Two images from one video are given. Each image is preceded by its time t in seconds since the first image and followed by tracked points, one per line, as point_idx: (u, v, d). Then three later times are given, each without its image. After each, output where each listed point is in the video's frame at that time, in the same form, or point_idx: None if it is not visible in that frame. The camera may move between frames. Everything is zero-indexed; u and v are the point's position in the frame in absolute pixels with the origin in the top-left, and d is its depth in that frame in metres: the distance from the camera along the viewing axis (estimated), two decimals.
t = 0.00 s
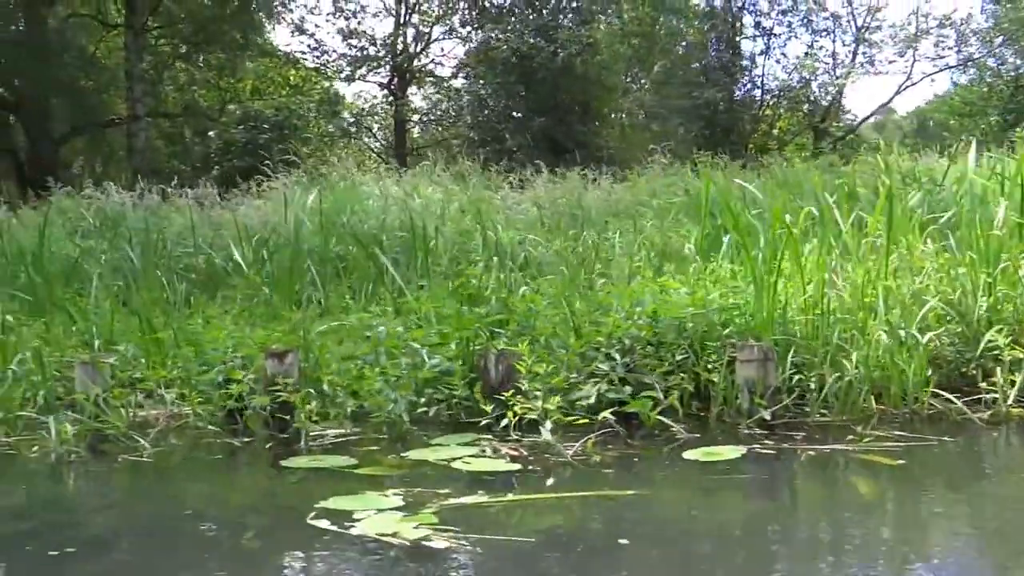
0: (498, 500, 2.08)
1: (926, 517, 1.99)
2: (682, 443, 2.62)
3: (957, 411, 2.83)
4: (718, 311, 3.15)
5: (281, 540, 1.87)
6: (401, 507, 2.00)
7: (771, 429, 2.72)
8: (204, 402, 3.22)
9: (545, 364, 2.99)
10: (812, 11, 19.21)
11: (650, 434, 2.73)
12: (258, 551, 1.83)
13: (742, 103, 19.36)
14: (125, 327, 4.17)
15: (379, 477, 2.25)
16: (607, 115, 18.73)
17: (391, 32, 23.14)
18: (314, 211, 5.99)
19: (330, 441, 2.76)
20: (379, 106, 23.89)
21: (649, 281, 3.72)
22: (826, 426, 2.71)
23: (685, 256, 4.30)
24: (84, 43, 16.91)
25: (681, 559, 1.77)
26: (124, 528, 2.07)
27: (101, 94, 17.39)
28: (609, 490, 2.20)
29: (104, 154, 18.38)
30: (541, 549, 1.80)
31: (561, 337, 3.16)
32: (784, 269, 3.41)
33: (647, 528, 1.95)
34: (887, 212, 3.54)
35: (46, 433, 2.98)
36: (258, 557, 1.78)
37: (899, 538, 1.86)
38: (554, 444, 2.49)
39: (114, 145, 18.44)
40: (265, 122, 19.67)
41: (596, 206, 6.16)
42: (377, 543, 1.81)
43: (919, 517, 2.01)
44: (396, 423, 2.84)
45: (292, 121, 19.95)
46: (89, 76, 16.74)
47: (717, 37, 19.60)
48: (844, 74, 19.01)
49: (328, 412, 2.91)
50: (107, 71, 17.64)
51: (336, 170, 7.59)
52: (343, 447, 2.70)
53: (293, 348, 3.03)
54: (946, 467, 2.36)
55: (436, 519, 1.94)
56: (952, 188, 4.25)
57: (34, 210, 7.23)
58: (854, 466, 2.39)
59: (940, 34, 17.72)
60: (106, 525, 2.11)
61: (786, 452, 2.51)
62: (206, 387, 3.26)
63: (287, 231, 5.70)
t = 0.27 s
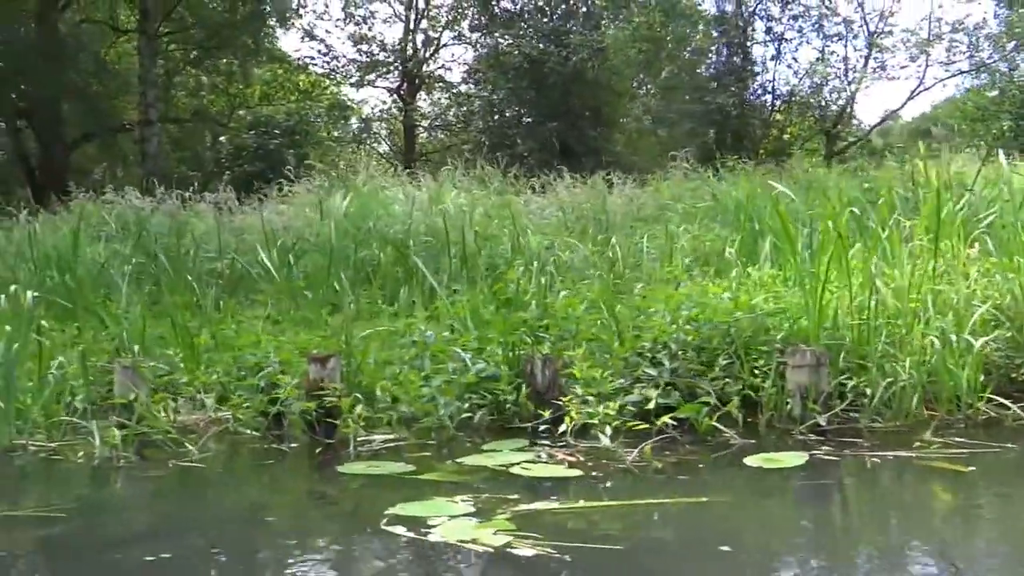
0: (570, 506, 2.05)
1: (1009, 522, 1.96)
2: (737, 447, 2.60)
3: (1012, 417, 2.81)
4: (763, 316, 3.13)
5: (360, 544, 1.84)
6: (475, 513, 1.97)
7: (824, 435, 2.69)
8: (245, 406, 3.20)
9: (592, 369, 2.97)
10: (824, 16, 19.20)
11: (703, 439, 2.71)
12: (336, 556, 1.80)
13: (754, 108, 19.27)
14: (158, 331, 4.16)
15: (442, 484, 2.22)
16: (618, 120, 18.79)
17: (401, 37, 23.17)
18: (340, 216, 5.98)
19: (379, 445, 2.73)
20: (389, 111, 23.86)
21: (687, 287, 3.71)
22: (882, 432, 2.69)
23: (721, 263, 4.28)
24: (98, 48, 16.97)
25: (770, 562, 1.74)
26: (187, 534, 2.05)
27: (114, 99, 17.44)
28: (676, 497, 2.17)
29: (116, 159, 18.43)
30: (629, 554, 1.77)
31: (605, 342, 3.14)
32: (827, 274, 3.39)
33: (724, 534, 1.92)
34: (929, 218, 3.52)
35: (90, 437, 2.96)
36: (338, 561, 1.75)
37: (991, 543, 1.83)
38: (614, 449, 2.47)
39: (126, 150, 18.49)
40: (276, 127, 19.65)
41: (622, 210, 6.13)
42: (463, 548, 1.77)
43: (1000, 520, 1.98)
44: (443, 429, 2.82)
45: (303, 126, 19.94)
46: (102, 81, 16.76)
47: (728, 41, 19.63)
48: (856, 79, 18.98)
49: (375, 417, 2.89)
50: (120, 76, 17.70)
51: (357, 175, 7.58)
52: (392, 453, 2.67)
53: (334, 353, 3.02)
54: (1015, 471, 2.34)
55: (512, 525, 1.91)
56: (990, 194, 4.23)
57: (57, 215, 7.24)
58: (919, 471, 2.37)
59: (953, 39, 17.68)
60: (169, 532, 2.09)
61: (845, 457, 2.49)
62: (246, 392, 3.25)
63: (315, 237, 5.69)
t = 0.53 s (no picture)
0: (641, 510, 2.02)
1: None
2: (791, 450, 2.57)
3: None
4: (808, 319, 3.11)
5: (437, 548, 1.82)
6: (548, 517, 1.95)
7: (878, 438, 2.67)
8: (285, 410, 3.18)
9: (640, 373, 2.95)
10: (834, 20, 19.18)
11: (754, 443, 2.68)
12: (412, 560, 1.78)
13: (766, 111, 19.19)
14: (190, 334, 4.15)
15: (504, 488, 2.20)
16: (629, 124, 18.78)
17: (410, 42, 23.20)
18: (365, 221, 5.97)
19: (427, 449, 2.70)
20: (398, 116, 23.84)
21: (726, 290, 3.69)
22: (939, 436, 2.67)
23: (756, 265, 4.25)
24: (111, 52, 17.03)
25: (855, 565, 1.71)
26: (250, 538, 2.04)
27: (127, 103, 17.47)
28: (742, 501, 2.14)
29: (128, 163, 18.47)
30: (717, 557, 1.75)
31: (649, 346, 3.12)
32: (870, 276, 3.37)
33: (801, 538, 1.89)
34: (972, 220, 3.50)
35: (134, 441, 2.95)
36: (414, 566, 1.72)
37: None
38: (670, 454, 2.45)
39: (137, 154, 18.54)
40: (287, 131, 19.73)
41: (646, 213, 6.10)
42: (546, 552, 1.75)
43: None
44: (491, 432, 2.80)
45: (314, 131, 19.99)
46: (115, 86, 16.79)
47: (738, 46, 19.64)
48: (867, 83, 18.95)
49: (421, 420, 2.87)
50: (133, 81, 17.75)
51: (377, 178, 7.57)
52: (442, 457, 2.65)
53: (375, 357, 3.00)
54: None
55: (588, 529, 1.88)
56: None
57: (78, 219, 7.24)
58: (986, 474, 2.33)
59: (965, 42, 17.65)
60: (230, 538, 2.07)
61: (906, 460, 2.47)
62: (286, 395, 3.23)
63: (341, 241, 5.68)
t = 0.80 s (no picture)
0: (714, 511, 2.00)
1: None
2: (847, 449, 2.54)
3: None
4: (852, 319, 3.08)
5: (515, 548, 1.80)
6: (624, 519, 1.92)
7: (934, 438, 2.64)
8: (325, 410, 3.16)
9: (687, 373, 2.93)
10: (845, 21, 19.11)
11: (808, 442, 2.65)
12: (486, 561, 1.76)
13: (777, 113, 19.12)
14: (223, 334, 4.13)
15: (566, 488, 2.17)
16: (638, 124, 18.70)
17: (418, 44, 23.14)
18: (389, 222, 5.94)
19: (474, 449, 2.69)
20: (407, 117, 23.81)
21: (766, 291, 3.66)
22: (997, 436, 2.64)
23: (792, 264, 4.21)
24: (122, 55, 17.06)
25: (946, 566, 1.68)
26: (315, 539, 2.03)
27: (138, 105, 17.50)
28: (811, 501, 2.11)
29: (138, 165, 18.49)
30: (806, 558, 1.72)
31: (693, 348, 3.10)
32: (913, 277, 3.33)
33: (886, 537, 1.86)
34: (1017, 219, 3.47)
35: (178, 441, 2.94)
36: (489, 567, 1.71)
37: None
38: (729, 453, 2.43)
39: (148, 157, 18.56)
40: (296, 133, 19.71)
41: (670, 213, 6.07)
42: (628, 553, 1.73)
43: None
44: (536, 433, 2.78)
45: (323, 133, 19.95)
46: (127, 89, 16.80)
47: (748, 46, 19.60)
48: (878, 83, 18.89)
49: (465, 421, 2.85)
50: (144, 82, 17.77)
51: (396, 178, 7.53)
52: (493, 458, 2.62)
53: (417, 356, 2.98)
54: None
55: (668, 530, 1.85)
56: None
57: (98, 220, 7.24)
58: None
59: (977, 42, 17.60)
60: (291, 539, 2.05)
61: (966, 461, 2.43)
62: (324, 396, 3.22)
63: (366, 242, 5.65)
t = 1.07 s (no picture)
0: (778, 509, 1.97)
1: None
2: (895, 447, 2.52)
3: None
4: (892, 316, 3.05)
5: (582, 547, 1.78)
6: (688, 517, 1.90)
7: (981, 435, 2.63)
8: (359, 408, 3.15)
9: (727, 372, 2.91)
10: (854, 19, 19.07)
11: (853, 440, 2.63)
12: (549, 559, 1.74)
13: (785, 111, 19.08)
14: (250, 332, 4.11)
15: (619, 487, 2.15)
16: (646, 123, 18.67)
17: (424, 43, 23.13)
18: (409, 220, 5.91)
19: (515, 448, 2.67)
20: (414, 116, 23.79)
21: (799, 289, 3.63)
22: None
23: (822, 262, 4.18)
24: (131, 54, 17.07)
25: None
26: (368, 536, 2.02)
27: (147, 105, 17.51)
28: (871, 499, 2.08)
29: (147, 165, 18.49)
30: (881, 557, 1.69)
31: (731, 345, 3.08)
32: (950, 274, 3.31)
33: (957, 535, 1.83)
34: None
35: (215, 439, 2.94)
36: (551, 565, 1.70)
37: None
38: (778, 452, 2.41)
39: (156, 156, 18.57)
40: (304, 132, 19.70)
41: (691, 211, 6.04)
42: (699, 552, 1.70)
43: None
44: (573, 432, 2.77)
45: (331, 132, 19.92)
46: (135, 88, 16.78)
47: (756, 45, 19.58)
48: (887, 81, 18.84)
49: (501, 420, 2.83)
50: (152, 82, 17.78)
51: (413, 176, 7.51)
52: (535, 457, 2.61)
53: (453, 353, 2.96)
54: None
55: (739, 530, 1.83)
56: None
57: (115, 219, 7.23)
58: None
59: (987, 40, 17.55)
60: (342, 537, 2.04)
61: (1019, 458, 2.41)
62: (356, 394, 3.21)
63: (386, 240, 5.63)
